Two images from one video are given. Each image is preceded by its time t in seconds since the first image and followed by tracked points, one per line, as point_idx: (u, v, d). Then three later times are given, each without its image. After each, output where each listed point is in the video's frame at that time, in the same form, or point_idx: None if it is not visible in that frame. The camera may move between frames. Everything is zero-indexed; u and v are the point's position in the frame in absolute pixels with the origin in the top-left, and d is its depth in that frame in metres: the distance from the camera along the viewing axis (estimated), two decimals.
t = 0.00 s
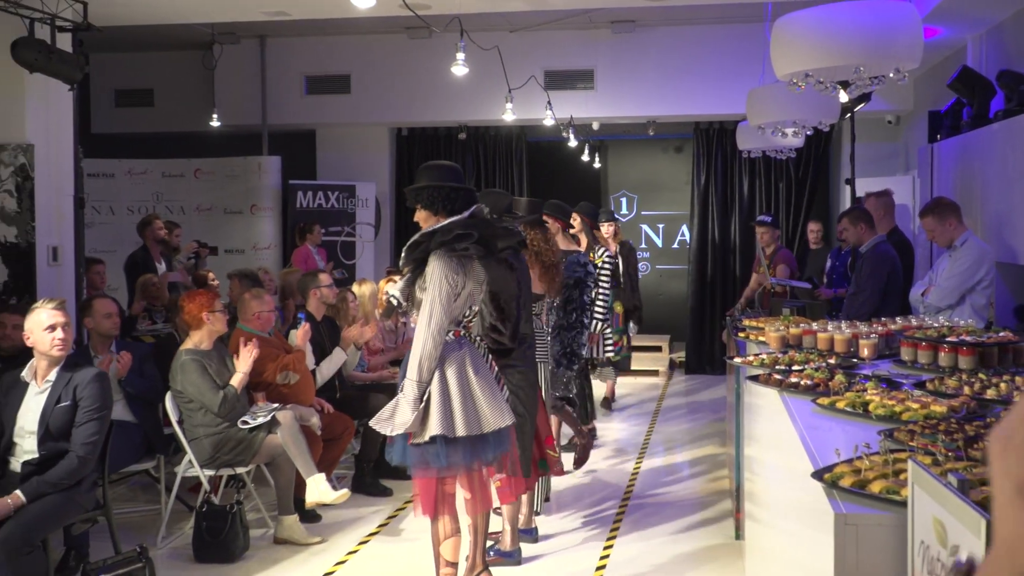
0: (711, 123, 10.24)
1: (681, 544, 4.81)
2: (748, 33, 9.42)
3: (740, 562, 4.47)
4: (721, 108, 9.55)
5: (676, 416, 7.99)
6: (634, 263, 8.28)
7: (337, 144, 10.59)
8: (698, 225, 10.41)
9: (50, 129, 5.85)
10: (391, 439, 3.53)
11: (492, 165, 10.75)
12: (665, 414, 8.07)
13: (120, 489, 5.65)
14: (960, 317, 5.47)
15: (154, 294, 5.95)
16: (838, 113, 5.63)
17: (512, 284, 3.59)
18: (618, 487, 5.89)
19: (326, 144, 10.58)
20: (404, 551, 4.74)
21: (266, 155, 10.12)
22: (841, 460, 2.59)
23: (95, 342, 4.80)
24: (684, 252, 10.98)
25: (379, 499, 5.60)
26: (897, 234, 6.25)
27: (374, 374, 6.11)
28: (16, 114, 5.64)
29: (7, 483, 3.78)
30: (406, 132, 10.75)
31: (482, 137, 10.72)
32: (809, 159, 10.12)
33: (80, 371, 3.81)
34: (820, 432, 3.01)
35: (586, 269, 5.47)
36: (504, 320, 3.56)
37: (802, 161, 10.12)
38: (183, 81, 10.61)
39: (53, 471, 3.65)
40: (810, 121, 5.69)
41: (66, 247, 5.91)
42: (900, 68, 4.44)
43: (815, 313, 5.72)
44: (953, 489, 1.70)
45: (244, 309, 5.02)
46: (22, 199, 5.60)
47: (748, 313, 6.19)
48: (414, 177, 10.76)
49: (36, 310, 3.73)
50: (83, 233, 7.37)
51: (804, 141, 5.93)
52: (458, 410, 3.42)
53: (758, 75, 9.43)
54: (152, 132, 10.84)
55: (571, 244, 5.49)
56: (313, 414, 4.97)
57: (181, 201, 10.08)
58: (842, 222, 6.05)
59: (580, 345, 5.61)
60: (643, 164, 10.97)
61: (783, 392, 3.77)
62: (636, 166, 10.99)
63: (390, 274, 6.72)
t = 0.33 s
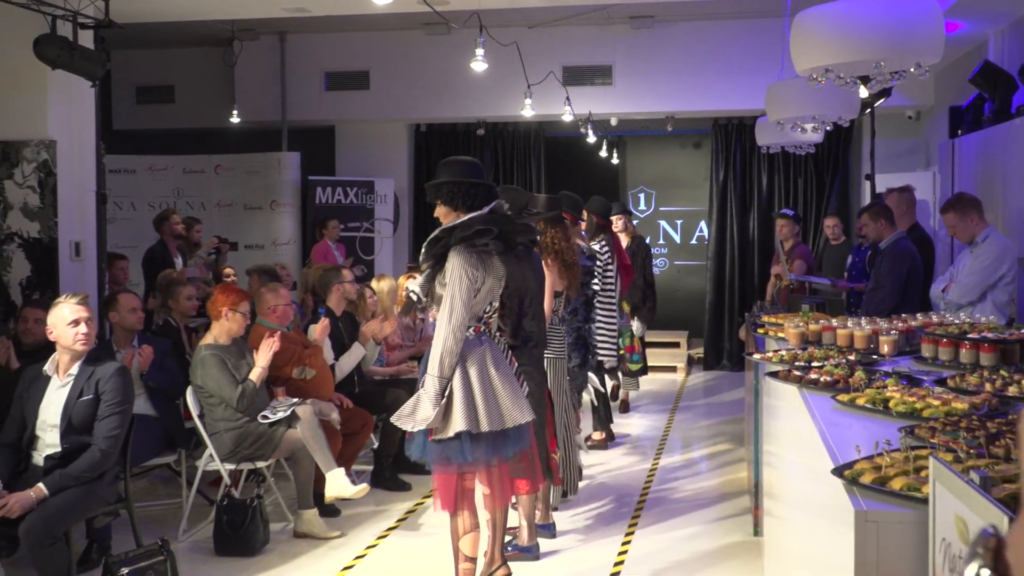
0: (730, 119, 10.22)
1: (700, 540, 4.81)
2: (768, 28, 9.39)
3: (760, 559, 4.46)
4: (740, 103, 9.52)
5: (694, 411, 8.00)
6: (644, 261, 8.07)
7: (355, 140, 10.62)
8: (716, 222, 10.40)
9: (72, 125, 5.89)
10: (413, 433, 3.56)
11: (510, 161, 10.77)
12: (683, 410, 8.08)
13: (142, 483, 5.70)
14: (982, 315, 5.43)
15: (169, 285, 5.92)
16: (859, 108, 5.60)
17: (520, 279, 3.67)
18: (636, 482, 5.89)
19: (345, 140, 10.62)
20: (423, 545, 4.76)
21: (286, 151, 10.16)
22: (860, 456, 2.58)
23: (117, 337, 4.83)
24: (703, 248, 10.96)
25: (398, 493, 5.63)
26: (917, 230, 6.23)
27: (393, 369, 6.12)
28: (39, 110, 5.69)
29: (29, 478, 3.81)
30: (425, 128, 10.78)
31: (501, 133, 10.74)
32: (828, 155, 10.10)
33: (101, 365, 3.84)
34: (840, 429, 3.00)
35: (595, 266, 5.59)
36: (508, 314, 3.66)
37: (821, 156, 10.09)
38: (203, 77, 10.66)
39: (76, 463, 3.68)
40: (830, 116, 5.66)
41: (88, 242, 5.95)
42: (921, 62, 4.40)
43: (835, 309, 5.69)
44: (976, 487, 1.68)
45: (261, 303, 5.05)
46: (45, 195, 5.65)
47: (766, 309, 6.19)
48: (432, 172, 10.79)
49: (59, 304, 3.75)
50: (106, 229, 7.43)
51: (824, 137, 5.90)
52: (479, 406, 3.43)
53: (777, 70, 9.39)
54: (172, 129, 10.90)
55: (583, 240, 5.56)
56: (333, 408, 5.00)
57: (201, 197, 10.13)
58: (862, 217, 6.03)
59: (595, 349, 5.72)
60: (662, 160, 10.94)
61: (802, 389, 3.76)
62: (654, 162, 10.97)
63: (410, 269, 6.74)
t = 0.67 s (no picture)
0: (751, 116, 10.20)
1: (721, 539, 4.80)
2: (789, 25, 9.36)
3: (781, 558, 4.45)
4: (761, 101, 9.48)
5: (715, 409, 8.01)
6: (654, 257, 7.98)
7: (375, 138, 10.65)
8: (737, 219, 10.37)
9: (97, 124, 5.94)
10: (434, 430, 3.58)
11: (531, 158, 10.79)
12: (703, 408, 8.08)
13: (166, 478, 5.74)
14: (1006, 313, 5.36)
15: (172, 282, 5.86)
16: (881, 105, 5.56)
17: (543, 275, 3.72)
18: (657, 480, 5.89)
19: (365, 138, 10.65)
20: (443, 541, 4.78)
21: (307, 148, 10.21)
22: (883, 455, 2.58)
23: (141, 332, 4.88)
24: (723, 246, 10.93)
25: (419, 490, 5.65)
26: (939, 227, 6.20)
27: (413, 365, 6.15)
28: (63, 108, 5.74)
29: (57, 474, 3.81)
30: (445, 126, 10.81)
31: (521, 130, 10.75)
32: (850, 153, 10.06)
33: (129, 361, 3.88)
34: (864, 429, 2.98)
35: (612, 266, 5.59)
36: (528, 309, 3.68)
37: (842, 153, 10.05)
38: (225, 76, 10.73)
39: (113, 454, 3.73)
40: (852, 113, 5.63)
41: (112, 240, 6.00)
42: (945, 59, 4.36)
43: (856, 307, 5.66)
44: (1001, 486, 1.67)
45: (280, 300, 5.09)
46: (70, 193, 5.70)
47: (787, 307, 6.19)
48: (453, 170, 10.82)
49: (99, 308, 3.73)
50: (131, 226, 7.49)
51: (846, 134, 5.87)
52: (500, 404, 3.44)
53: (799, 67, 9.34)
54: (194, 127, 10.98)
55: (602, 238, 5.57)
56: (354, 405, 5.03)
57: (223, 195, 10.18)
58: (884, 215, 6.00)
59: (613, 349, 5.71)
60: (682, 157, 10.92)
61: (825, 387, 3.75)
62: (674, 160, 10.95)
63: (430, 267, 6.77)
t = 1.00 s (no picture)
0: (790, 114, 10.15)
1: (759, 540, 4.78)
2: (829, 22, 9.29)
3: (820, 560, 4.43)
4: (799, 99, 9.43)
5: (752, 409, 7.98)
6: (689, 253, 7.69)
7: (411, 138, 10.70)
8: (774, 218, 10.32)
9: (141, 123, 6.03)
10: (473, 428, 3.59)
11: (567, 157, 10.80)
12: (741, 408, 8.05)
13: (208, 473, 5.81)
14: None
15: (206, 279, 5.86)
16: (923, 102, 5.50)
17: (583, 274, 3.73)
18: (694, 480, 5.88)
19: (401, 137, 10.71)
20: (479, 539, 4.79)
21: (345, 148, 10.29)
22: (926, 457, 2.56)
23: (184, 329, 4.95)
24: (760, 246, 10.87)
25: (456, 487, 5.68)
26: (982, 226, 6.13)
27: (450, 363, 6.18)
28: (109, 109, 5.83)
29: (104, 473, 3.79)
30: (481, 125, 10.84)
31: (557, 129, 10.77)
32: (889, 151, 9.98)
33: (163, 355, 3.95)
34: (904, 430, 2.96)
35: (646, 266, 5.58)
36: (569, 309, 3.68)
37: (881, 151, 9.98)
38: (264, 76, 10.84)
39: (166, 440, 3.81)
40: (892, 111, 5.57)
41: (156, 238, 6.09)
42: (989, 56, 4.31)
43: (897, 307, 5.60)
44: None
45: (320, 297, 5.14)
46: (115, 191, 5.80)
47: (826, 307, 6.15)
48: (489, 169, 10.85)
49: (137, 301, 3.80)
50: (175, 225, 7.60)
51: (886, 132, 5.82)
52: (540, 402, 3.46)
53: (839, 65, 9.28)
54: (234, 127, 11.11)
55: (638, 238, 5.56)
56: (393, 403, 5.05)
57: (263, 193, 10.28)
58: (925, 214, 5.94)
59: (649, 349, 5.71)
60: (719, 156, 10.87)
61: (865, 388, 3.72)
62: (711, 158, 10.91)
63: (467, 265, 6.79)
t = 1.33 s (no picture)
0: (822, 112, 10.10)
1: (791, 540, 4.77)
2: (863, 20, 9.23)
3: (853, 562, 4.40)
4: (832, 97, 9.37)
5: (784, 409, 7.94)
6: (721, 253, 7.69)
7: (440, 136, 10.73)
8: (806, 217, 10.27)
9: (177, 122, 6.10)
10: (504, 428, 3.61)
11: (597, 155, 10.78)
12: (773, 408, 8.01)
13: (241, 470, 5.87)
14: None
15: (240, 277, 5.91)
16: (958, 100, 5.44)
17: (613, 273, 3.72)
18: (725, 479, 5.86)
19: (431, 136, 10.75)
20: (509, 537, 4.80)
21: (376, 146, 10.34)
22: (962, 458, 2.54)
23: (218, 327, 4.99)
24: (792, 245, 10.81)
25: (487, 486, 5.69)
26: (1018, 225, 6.06)
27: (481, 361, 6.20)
28: (145, 108, 5.90)
29: (141, 467, 3.81)
30: (511, 124, 10.85)
31: (587, 128, 10.76)
32: (924, 149, 9.89)
33: (199, 350, 4.01)
34: (940, 431, 2.94)
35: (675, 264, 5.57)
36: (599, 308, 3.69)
37: (916, 150, 9.89)
38: (296, 76, 10.92)
39: (202, 433, 3.85)
40: (926, 109, 5.51)
41: (191, 236, 6.16)
42: None
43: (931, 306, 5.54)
44: None
45: (352, 294, 5.17)
46: (151, 190, 5.87)
47: (859, 306, 6.10)
48: (518, 168, 10.86)
49: (178, 297, 3.88)
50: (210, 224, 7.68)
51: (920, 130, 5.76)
52: (570, 401, 3.46)
53: (872, 62, 9.21)
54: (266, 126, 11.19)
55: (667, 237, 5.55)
56: (423, 401, 5.07)
57: (294, 192, 10.35)
58: (960, 213, 5.89)
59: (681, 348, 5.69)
60: (750, 155, 10.83)
61: (900, 389, 3.68)
62: (742, 157, 10.86)
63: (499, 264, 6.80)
